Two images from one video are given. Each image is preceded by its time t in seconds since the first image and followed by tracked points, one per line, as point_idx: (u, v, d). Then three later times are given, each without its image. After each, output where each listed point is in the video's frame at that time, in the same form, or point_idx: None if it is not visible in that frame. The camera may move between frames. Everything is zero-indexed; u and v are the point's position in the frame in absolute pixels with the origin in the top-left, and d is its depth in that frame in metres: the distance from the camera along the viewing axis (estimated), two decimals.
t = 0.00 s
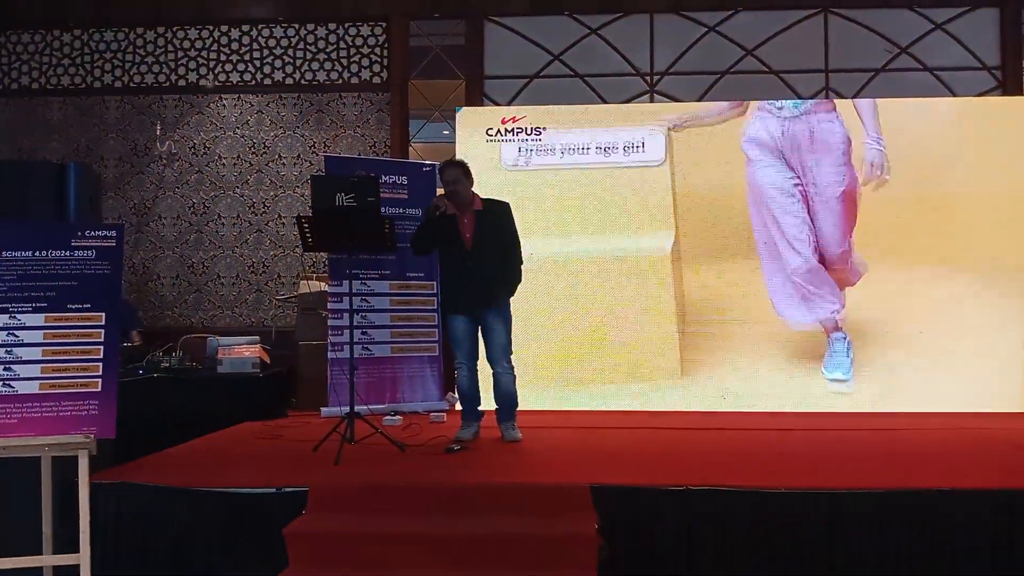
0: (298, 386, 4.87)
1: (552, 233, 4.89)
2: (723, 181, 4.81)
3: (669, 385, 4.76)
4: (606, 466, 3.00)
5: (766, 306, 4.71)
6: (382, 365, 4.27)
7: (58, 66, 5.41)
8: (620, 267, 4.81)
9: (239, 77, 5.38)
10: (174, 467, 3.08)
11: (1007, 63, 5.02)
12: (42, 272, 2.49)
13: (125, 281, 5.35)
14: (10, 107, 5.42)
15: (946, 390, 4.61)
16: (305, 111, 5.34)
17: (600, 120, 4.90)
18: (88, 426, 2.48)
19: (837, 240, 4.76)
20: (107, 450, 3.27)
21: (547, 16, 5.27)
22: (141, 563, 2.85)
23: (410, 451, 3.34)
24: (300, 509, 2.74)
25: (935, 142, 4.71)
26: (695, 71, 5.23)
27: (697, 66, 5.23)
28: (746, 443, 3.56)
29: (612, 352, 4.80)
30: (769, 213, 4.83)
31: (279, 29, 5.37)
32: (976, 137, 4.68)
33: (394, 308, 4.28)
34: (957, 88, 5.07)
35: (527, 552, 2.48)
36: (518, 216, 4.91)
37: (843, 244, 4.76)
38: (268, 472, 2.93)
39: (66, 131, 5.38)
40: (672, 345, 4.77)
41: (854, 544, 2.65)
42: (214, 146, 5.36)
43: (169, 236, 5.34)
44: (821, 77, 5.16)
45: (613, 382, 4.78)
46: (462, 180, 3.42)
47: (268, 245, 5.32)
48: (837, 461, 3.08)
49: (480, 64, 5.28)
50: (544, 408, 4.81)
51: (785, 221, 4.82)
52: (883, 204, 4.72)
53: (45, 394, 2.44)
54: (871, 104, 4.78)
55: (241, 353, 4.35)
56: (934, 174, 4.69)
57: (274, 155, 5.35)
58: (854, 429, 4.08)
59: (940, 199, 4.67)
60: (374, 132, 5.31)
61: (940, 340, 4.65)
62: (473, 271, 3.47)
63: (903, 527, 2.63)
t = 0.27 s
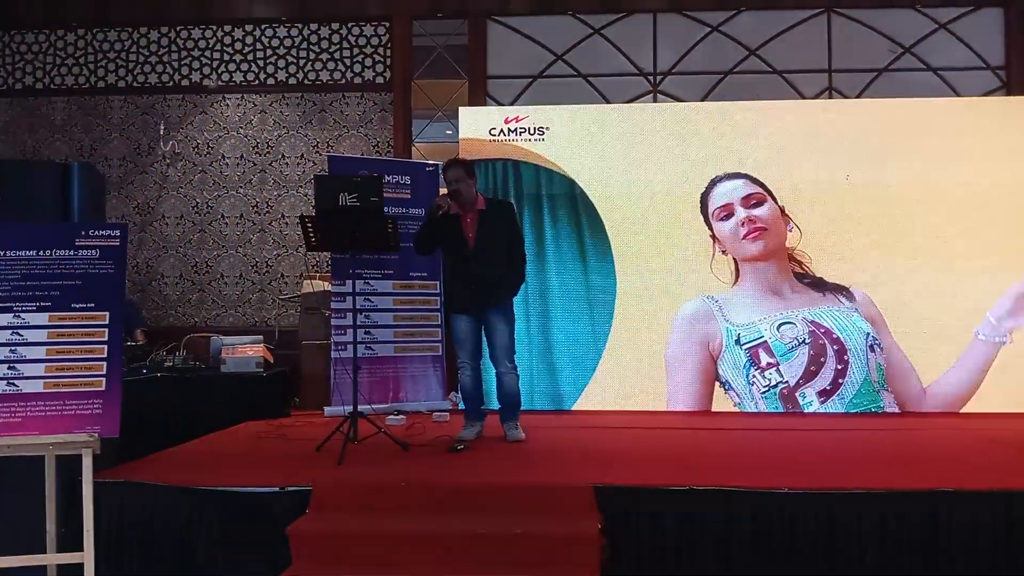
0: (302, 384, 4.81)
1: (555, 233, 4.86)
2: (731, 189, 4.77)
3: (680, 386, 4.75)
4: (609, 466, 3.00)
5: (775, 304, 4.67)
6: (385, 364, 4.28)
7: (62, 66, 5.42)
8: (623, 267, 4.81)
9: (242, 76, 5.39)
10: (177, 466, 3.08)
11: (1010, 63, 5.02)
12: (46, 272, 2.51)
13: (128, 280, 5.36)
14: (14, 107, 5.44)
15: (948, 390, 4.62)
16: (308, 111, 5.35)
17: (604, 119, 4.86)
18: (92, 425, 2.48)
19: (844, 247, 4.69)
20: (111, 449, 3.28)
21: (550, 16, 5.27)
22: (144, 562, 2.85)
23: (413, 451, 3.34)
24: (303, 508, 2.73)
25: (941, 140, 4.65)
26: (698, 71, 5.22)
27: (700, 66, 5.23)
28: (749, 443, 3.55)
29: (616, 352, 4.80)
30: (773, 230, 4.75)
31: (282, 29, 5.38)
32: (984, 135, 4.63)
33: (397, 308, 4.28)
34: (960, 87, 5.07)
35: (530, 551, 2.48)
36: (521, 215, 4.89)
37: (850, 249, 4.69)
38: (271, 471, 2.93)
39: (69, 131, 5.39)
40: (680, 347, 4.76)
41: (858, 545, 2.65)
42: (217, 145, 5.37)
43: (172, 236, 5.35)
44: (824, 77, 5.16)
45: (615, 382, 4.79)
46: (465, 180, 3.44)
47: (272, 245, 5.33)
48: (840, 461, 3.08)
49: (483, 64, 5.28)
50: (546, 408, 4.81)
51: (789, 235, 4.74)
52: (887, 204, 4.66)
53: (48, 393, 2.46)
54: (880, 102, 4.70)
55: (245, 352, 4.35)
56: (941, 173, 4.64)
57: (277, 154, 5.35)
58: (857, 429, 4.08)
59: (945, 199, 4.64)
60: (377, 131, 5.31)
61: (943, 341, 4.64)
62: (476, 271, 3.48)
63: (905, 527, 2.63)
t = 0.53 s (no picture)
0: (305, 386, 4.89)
1: (560, 233, 4.87)
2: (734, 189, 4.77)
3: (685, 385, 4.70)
4: (613, 467, 3.00)
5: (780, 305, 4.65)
6: (389, 365, 4.27)
7: (68, 67, 5.44)
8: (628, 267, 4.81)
9: (248, 77, 5.40)
10: (182, 465, 3.08)
11: (1016, 64, 5.00)
12: (52, 272, 2.52)
13: (133, 280, 5.37)
14: (20, 108, 5.45)
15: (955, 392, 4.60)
16: (313, 111, 5.35)
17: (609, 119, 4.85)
18: (96, 425, 2.48)
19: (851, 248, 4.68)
20: (115, 449, 3.28)
21: (555, 16, 5.27)
22: (148, 562, 2.85)
23: (417, 451, 3.34)
24: (307, 508, 2.73)
25: (948, 140, 4.64)
26: (703, 71, 5.21)
27: (706, 66, 5.22)
28: (754, 444, 3.55)
29: (620, 352, 4.79)
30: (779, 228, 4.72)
31: (288, 30, 5.39)
32: (991, 135, 4.61)
33: (401, 308, 4.28)
34: (966, 88, 5.06)
35: (534, 552, 2.48)
36: (526, 215, 4.88)
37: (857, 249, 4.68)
38: (275, 471, 2.93)
39: (75, 131, 5.41)
40: (689, 347, 4.72)
41: (863, 546, 2.64)
42: (222, 146, 5.38)
43: (177, 236, 5.36)
44: (830, 78, 5.15)
45: (619, 382, 4.78)
46: (471, 180, 3.43)
47: (276, 245, 5.33)
48: (845, 463, 3.07)
49: (488, 65, 5.28)
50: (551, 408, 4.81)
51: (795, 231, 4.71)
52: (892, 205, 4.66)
53: (53, 392, 2.46)
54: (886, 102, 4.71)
55: (249, 353, 4.35)
56: (947, 173, 4.63)
57: (282, 155, 5.36)
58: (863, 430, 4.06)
59: (951, 200, 4.63)
60: (382, 132, 5.32)
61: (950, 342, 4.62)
62: (482, 271, 3.48)
63: (911, 529, 2.62)
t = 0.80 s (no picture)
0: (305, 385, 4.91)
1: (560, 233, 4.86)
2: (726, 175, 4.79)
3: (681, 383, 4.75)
4: (613, 467, 3.00)
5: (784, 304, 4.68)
6: (388, 365, 4.26)
7: (67, 66, 5.44)
8: (627, 267, 4.81)
9: (247, 77, 5.40)
10: (182, 466, 3.09)
11: (1016, 63, 5.00)
12: (51, 272, 2.51)
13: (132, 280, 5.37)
14: (19, 107, 5.45)
15: (951, 391, 4.62)
16: (312, 111, 5.35)
17: (609, 118, 4.84)
18: (96, 424, 2.48)
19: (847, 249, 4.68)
20: (115, 449, 3.29)
21: (555, 16, 5.27)
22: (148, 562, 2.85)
23: (417, 451, 3.34)
24: (306, 509, 2.73)
25: (946, 140, 4.64)
26: (702, 71, 5.22)
27: (705, 66, 5.22)
28: (753, 443, 3.55)
29: (620, 351, 4.80)
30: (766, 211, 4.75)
31: (287, 29, 5.38)
32: (990, 135, 4.61)
33: (401, 308, 4.28)
34: (964, 87, 5.06)
35: (534, 552, 2.48)
36: (525, 215, 4.88)
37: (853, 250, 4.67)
38: (274, 471, 2.93)
39: (74, 131, 5.41)
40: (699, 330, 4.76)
41: (863, 546, 2.64)
42: (222, 146, 5.38)
43: (177, 236, 5.36)
44: (829, 77, 5.16)
45: (618, 381, 4.80)
46: (472, 179, 3.45)
47: (275, 245, 5.33)
48: (844, 462, 3.07)
49: (488, 64, 5.29)
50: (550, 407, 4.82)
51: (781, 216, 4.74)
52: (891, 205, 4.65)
53: (53, 392, 2.46)
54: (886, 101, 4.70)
55: (250, 352, 4.35)
56: (946, 172, 4.64)
57: (281, 155, 5.36)
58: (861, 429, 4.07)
59: (950, 200, 4.63)
60: (381, 132, 5.32)
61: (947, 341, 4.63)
62: (481, 272, 3.48)
63: (909, 529, 2.62)
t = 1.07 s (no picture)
0: (305, 385, 4.91)
1: (560, 233, 4.87)
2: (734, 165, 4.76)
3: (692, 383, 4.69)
4: (613, 466, 3.00)
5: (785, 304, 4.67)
6: (389, 364, 4.28)
7: (67, 66, 5.44)
8: (627, 266, 4.81)
9: (247, 76, 5.40)
10: (182, 465, 3.09)
11: (1016, 63, 5.00)
12: (52, 271, 2.52)
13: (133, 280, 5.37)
14: (19, 107, 5.45)
15: (951, 390, 4.62)
16: (313, 110, 5.35)
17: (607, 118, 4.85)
18: (96, 424, 2.48)
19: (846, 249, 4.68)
20: (116, 448, 3.29)
21: (555, 15, 5.27)
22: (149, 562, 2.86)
23: (417, 450, 3.35)
24: (307, 508, 2.73)
25: (947, 138, 4.64)
26: (702, 70, 5.22)
27: (705, 66, 5.22)
28: (753, 443, 3.56)
29: (620, 351, 4.80)
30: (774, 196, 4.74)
31: (287, 29, 5.39)
32: (991, 134, 4.62)
33: (401, 307, 4.28)
34: (964, 87, 5.06)
35: (534, 551, 2.48)
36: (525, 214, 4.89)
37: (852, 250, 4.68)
38: (275, 470, 2.94)
39: (75, 130, 5.41)
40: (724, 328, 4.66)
41: (863, 545, 2.65)
42: (222, 145, 5.38)
43: (177, 236, 5.36)
44: (829, 77, 5.16)
45: (618, 381, 4.80)
46: (472, 177, 3.47)
47: (276, 244, 5.33)
48: (844, 461, 3.08)
49: (488, 64, 5.29)
50: (550, 407, 4.82)
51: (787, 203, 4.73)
52: (891, 205, 4.65)
53: (54, 391, 2.46)
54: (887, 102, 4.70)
55: (250, 353, 4.33)
56: (945, 172, 4.64)
57: (281, 154, 5.36)
58: (861, 428, 4.07)
59: (950, 199, 4.63)
60: (382, 131, 5.32)
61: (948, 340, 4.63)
62: (481, 272, 3.49)
63: (910, 528, 2.62)
